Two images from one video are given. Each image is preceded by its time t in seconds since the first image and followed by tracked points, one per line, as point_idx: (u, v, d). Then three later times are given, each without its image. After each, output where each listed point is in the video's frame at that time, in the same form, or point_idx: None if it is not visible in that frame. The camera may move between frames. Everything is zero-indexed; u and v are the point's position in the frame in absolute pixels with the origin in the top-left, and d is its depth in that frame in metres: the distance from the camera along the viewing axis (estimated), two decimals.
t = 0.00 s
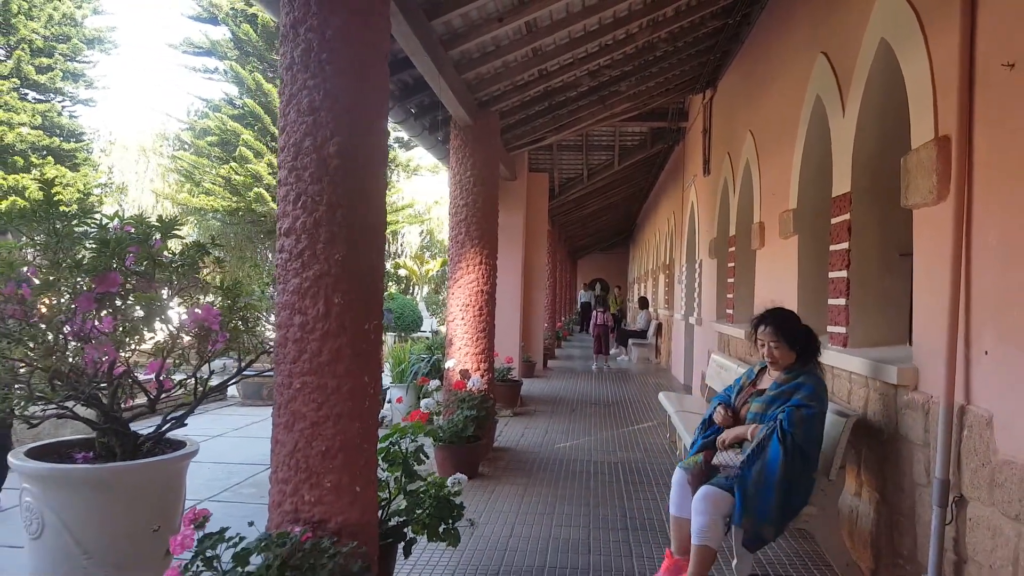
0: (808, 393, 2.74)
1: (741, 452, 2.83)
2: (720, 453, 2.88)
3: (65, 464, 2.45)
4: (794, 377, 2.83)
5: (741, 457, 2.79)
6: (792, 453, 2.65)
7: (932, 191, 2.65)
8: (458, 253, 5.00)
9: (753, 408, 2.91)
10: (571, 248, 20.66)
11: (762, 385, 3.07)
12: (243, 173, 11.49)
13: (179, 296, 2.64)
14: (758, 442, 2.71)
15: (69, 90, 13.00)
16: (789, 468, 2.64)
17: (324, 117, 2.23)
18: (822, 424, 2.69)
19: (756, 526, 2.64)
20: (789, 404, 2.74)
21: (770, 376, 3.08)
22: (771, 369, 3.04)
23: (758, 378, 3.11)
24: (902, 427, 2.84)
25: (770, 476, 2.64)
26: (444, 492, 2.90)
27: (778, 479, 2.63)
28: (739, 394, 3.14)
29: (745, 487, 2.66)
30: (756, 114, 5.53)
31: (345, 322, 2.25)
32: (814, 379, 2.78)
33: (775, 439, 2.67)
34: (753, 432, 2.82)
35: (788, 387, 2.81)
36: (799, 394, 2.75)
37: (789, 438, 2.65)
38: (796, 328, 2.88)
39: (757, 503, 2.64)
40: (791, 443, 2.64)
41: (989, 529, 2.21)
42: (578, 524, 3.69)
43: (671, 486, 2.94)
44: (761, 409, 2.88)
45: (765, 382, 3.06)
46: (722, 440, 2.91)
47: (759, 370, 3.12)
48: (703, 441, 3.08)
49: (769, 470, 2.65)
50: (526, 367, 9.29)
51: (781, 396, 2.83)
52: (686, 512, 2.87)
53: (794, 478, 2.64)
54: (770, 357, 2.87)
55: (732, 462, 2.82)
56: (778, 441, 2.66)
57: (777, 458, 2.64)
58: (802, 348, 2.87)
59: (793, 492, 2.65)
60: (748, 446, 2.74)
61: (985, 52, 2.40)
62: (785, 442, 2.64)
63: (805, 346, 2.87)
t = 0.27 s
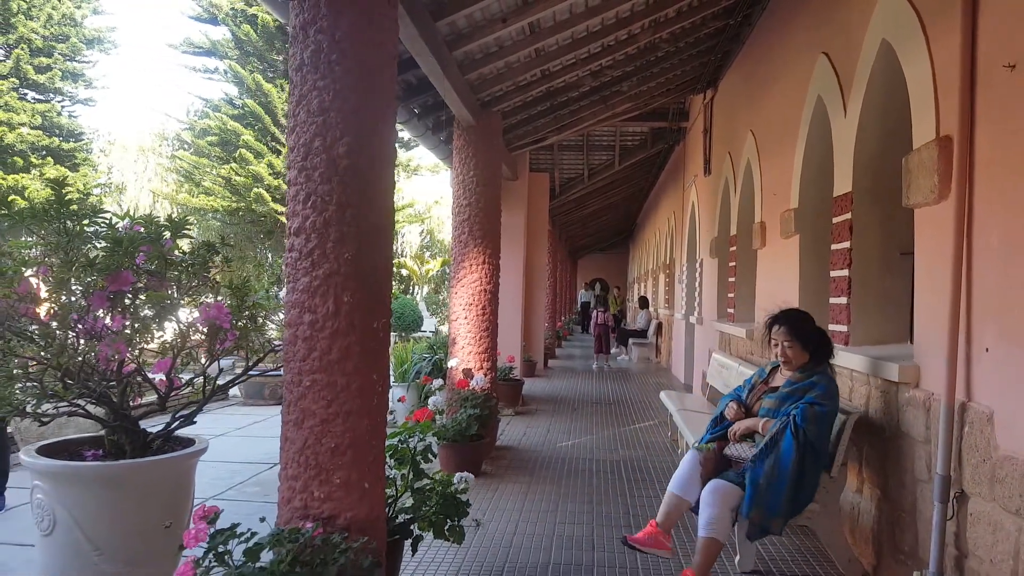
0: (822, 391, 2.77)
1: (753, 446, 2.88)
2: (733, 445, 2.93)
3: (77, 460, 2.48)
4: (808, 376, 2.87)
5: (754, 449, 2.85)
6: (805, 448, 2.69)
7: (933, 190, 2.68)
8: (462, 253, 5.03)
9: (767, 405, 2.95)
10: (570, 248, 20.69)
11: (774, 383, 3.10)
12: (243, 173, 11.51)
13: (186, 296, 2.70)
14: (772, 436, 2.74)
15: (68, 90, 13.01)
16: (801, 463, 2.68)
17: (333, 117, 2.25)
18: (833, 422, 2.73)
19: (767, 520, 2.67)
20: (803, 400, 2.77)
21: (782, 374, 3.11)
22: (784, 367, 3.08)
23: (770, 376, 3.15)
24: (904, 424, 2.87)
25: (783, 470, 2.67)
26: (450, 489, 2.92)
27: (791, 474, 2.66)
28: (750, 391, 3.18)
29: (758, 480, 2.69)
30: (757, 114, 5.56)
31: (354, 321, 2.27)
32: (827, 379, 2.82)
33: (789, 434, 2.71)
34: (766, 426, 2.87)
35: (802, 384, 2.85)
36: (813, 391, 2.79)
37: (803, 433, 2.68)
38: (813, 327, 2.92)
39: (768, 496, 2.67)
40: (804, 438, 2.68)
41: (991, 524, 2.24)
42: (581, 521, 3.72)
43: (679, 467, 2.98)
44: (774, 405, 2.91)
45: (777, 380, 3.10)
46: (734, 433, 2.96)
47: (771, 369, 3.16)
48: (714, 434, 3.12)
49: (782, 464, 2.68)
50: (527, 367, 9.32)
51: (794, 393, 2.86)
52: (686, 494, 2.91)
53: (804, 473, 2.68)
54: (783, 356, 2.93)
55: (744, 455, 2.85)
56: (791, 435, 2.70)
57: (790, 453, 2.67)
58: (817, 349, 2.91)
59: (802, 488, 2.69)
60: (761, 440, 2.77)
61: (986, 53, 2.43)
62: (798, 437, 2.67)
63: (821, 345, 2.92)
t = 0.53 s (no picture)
0: (819, 384, 2.83)
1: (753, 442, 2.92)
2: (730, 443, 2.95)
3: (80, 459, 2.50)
4: (804, 371, 2.93)
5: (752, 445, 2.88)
6: (805, 442, 2.73)
7: (928, 189, 2.72)
8: (460, 252, 5.06)
9: (764, 401, 2.99)
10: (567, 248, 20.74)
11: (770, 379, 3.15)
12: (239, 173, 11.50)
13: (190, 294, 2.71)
14: (772, 431, 2.78)
15: (62, 89, 12.98)
16: (802, 456, 2.73)
17: (335, 117, 2.28)
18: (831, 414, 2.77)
19: (772, 514, 2.72)
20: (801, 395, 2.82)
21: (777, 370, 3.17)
22: (779, 363, 3.14)
23: (766, 373, 3.19)
24: (898, 421, 2.91)
25: (785, 464, 2.72)
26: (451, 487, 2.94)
27: (793, 468, 2.71)
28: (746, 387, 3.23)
29: (760, 475, 2.74)
30: (753, 115, 5.60)
31: (356, 319, 2.30)
32: (823, 373, 2.88)
33: (788, 428, 2.75)
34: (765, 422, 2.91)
35: (799, 379, 2.90)
36: (811, 386, 2.84)
37: (803, 426, 2.72)
38: (808, 322, 2.98)
39: (772, 491, 2.72)
40: (804, 431, 2.72)
41: (984, 517, 2.28)
42: (580, 518, 3.75)
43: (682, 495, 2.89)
44: (772, 400, 2.96)
45: (773, 376, 3.15)
46: (733, 431, 3.00)
47: (766, 365, 3.21)
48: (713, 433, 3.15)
49: (784, 459, 2.73)
50: (525, 366, 9.35)
51: (792, 388, 2.92)
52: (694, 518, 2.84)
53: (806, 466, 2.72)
54: (779, 350, 3.00)
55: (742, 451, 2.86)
56: (791, 428, 2.74)
57: (792, 446, 2.71)
58: (812, 344, 2.98)
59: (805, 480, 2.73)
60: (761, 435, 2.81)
61: (979, 54, 2.47)
62: (799, 430, 2.71)
63: (815, 340, 2.98)
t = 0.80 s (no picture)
0: (801, 382, 2.88)
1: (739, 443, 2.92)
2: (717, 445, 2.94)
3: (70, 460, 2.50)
4: (784, 368, 2.97)
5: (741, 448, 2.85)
6: (791, 439, 2.78)
7: (913, 190, 2.78)
8: (453, 253, 5.08)
9: (747, 400, 3.01)
10: (558, 248, 20.79)
11: (749, 377, 3.19)
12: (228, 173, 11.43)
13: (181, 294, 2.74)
14: (758, 431, 2.81)
15: (48, 88, 12.87)
16: (788, 454, 2.77)
17: (329, 117, 2.30)
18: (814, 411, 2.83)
19: (761, 513, 2.75)
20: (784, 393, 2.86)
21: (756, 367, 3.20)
22: (758, 360, 3.17)
23: (745, 371, 3.22)
24: (884, 418, 2.96)
25: (773, 463, 2.76)
26: (443, 486, 2.97)
27: (780, 466, 2.75)
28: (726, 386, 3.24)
29: (749, 475, 2.76)
30: (743, 116, 5.65)
31: (350, 319, 2.32)
32: (803, 370, 2.93)
33: (774, 427, 2.79)
34: (750, 422, 2.93)
35: (780, 377, 2.94)
36: (792, 382, 2.88)
37: (788, 425, 2.77)
38: (788, 317, 3.03)
39: (761, 490, 2.75)
40: (790, 429, 2.77)
41: (968, 512, 2.33)
42: (572, 517, 3.78)
43: (670, 490, 2.93)
44: (755, 399, 2.98)
45: (751, 373, 3.19)
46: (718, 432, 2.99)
47: (746, 363, 3.23)
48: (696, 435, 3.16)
49: (771, 458, 2.76)
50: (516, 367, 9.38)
51: (774, 385, 2.95)
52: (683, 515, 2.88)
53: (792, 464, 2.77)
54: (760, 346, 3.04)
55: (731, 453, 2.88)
56: (778, 428, 2.78)
57: (779, 446, 2.75)
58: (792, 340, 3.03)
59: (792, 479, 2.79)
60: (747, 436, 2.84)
61: (964, 57, 2.52)
62: (785, 429, 2.76)
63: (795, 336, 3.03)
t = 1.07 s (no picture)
0: (756, 372, 2.92)
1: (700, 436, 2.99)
2: (681, 440, 3.03)
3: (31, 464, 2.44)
4: (744, 360, 3.02)
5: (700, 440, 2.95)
6: (747, 428, 2.83)
7: (876, 189, 2.85)
8: (426, 251, 5.07)
9: (709, 394, 3.05)
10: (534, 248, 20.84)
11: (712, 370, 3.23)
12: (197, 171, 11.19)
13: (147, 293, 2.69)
14: (713, 423, 2.86)
15: (8, 83, 12.50)
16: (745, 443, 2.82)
17: (300, 113, 2.28)
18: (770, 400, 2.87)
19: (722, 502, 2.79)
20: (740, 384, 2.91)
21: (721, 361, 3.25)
22: (721, 354, 3.21)
23: (709, 365, 3.27)
24: (848, 411, 3.03)
25: (730, 453, 2.80)
26: (415, 485, 2.96)
27: (737, 456, 2.79)
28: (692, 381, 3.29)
29: (707, 467, 2.81)
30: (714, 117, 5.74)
31: (320, 316, 2.30)
32: (762, 361, 2.97)
33: (728, 418, 2.83)
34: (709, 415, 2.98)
35: (739, 369, 2.99)
36: (749, 374, 2.93)
37: (742, 414, 2.81)
38: (750, 312, 3.09)
39: (720, 480, 2.79)
40: (743, 419, 2.81)
41: (928, 502, 2.41)
42: (544, 514, 3.80)
43: (639, 483, 3.04)
44: (715, 392, 3.03)
45: (714, 366, 3.23)
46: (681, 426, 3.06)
47: (710, 358, 3.28)
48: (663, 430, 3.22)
49: (728, 448, 2.81)
50: (490, 366, 9.39)
51: (733, 378, 2.99)
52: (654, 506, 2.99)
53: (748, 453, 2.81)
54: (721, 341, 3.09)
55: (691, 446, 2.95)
56: (731, 418, 2.82)
57: (733, 436, 2.80)
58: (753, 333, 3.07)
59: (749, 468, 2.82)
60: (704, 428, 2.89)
61: (925, 59, 2.59)
62: (738, 418, 2.80)
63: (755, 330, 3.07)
